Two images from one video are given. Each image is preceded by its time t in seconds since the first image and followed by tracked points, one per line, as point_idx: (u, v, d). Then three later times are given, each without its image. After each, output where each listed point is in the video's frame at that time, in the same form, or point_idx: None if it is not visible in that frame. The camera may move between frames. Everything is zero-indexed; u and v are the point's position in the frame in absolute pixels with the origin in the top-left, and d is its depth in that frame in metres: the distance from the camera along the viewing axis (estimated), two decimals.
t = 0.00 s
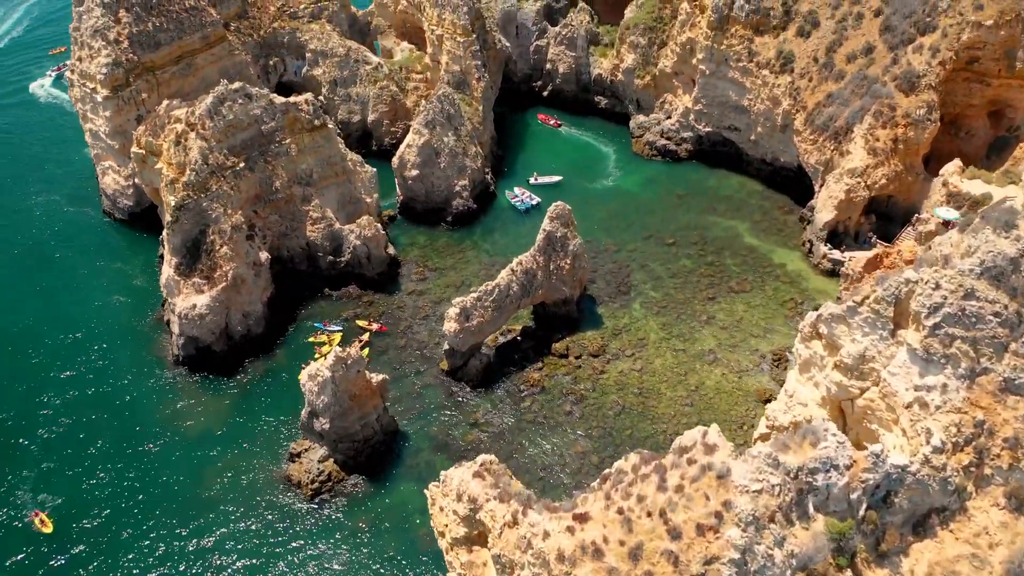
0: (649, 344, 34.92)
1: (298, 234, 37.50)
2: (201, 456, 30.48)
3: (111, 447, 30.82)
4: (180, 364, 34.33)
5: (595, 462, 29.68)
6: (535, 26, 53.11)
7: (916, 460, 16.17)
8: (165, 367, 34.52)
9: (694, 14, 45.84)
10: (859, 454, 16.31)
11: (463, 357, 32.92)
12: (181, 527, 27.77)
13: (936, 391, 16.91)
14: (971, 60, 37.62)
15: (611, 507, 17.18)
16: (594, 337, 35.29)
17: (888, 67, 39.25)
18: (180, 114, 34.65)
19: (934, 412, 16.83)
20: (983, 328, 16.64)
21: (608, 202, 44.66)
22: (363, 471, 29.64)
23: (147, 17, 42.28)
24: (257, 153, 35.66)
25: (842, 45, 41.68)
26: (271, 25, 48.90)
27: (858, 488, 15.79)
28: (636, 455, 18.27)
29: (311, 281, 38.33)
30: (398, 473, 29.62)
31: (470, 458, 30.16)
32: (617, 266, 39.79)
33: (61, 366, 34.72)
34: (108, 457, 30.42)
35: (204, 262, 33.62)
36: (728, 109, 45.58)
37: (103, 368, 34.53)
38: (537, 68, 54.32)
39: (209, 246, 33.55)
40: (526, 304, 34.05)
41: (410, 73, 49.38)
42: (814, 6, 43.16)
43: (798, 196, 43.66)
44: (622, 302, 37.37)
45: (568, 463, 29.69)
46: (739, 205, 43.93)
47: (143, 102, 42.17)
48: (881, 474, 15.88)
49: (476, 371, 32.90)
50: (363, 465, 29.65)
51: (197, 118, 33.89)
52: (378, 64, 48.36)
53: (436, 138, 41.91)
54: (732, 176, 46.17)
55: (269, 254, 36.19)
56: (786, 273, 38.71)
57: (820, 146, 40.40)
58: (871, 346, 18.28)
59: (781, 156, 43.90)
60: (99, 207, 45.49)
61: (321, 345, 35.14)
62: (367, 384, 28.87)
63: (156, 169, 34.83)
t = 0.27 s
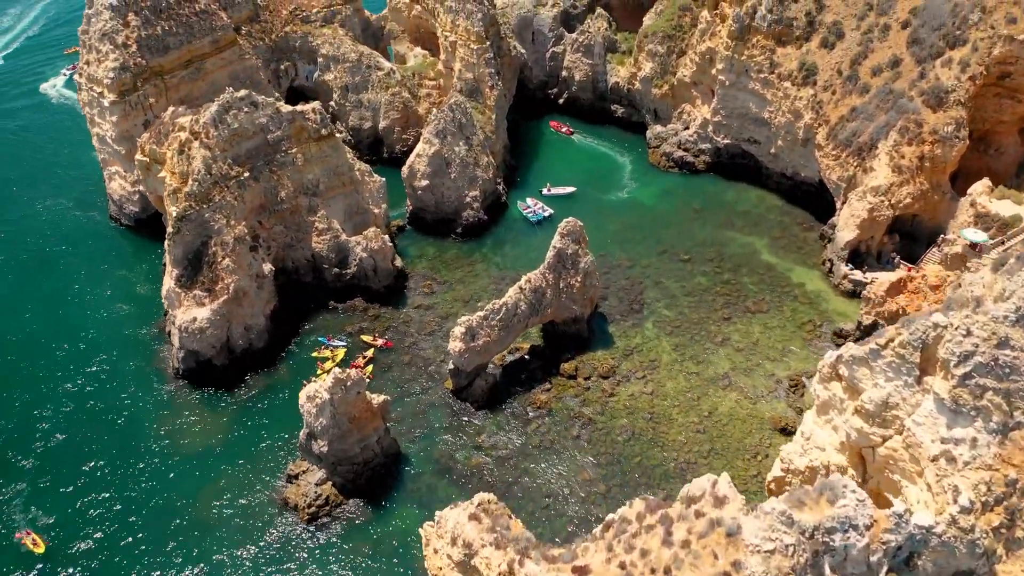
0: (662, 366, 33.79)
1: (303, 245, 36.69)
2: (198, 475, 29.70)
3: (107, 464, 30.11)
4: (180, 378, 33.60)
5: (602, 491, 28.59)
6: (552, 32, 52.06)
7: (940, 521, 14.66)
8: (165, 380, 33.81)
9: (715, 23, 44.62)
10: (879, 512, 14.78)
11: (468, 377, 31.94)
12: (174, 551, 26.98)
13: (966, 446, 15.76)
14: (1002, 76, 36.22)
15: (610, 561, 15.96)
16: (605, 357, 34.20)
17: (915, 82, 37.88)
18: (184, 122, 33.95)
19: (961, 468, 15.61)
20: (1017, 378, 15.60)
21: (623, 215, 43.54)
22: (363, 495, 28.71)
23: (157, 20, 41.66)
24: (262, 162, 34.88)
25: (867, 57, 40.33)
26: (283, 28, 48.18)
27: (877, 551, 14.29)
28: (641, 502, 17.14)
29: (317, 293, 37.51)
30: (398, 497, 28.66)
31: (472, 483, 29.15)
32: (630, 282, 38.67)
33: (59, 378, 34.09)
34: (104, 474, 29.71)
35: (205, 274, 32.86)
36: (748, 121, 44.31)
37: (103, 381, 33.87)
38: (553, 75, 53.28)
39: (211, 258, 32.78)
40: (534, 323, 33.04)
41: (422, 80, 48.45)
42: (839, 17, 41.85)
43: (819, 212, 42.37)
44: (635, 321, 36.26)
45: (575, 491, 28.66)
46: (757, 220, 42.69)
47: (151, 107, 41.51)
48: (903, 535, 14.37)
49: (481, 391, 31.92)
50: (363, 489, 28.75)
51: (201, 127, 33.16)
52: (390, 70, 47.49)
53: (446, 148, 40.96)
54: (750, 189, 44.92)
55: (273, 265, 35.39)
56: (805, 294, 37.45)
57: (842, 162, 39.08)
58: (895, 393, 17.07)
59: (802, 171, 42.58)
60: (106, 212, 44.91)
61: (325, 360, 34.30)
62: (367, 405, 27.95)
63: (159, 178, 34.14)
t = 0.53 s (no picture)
0: (673, 390, 32.65)
1: (308, 258, 35.83)
2: (192, 495, 28.89)
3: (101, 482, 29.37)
4: (179, 392, 32.84)
5: (607, 523, 27.51)
6: (568, 39, 50.96)
7: None
8: (164, 395, 33.04)
9: (735, 33, 43.33)
10: None
11: (473, 399, 30.94)
12: None
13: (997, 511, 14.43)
14: None
15: None
16: (614, 379, 33.09)
17: (943, 97, 36.47)
18: (187, 131, 33.20)
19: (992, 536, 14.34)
20: None
21: (637, 228, 42.38)
22: (360, 521, 27.76)
23: (165, 25, 40.99)
24: (266, 173, 34.06)
25: (892, 71, 38.93)
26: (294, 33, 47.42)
27: None
28: (644, 554, 15.77)
29: (321, 306, 36.67)
30: (396, 524, 27.68)
31: (473, 511, 28.12)
32: (642, 300, 37.52)
33: (57, 391, 33.43)
34: (98, 493, 28.98)
35: (205, 287, 32.05)
36: (767, 134, 43.00)
37: (101, 394, 33.18)
38: (569, 82, 52.19)
39: (211, 271, 31.97)
40: (542, 343, 32.03)
41: (434, 87, 47.49)
42: (864, 28, 40.49)
43: (839, 229, 41.07)
44: (646, 341, 35.12)
45: (580, 521, 27.62)
46: (775, 236, 41.43)
47: (157, 113, 40.83)
48: None
49: (486, 413, 30.91)
50: (361, 514, 27.81)
51: (204, 136, 32.39)
52: (402, 77, 46.59)
53: (457, 159, 40.00)
54: (769, 204, 43.65)
55: (275, 278, 34.56)
56: (824, 315, 36.17)
57: (865, 179, 37.70)
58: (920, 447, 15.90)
59: (823, 187, 41.25)
60: (112, 217, 44.30)
61: (327, 378, 33.41)
62: (366, 429, 27.02)
63: (161, 188, 33.41)
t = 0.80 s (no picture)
0: (684, 416, 31.51)
1: (311, 271, 34.98)
2: (185, 518, 28.09)
3: (93, 502, 28.63)
4: (176, 408, 32.06)
5: (612, 558, 26.43)
6: (584, 47, 49.88)
7: None
8: (161, 410, 32.27)
9: (756, 43, 42.01)
10: None
11: (476, 422, 29.94)
12: None
13: None
14: None
15: None
16: (623, 404, 31.97)
17: (972, 114, 35.02)
18: (189, 141, 32.44)
19: None
20: None
21: (650, 244, 41.22)
22: (357, 549, 26.85)
23: (172, 29, 40.29)
24: (269, 185, 33.24)
25: (918, 86, 37.49)
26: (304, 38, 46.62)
27: None
28: None
29: (324, 320, 35.81)
30: (393, 553, 26.73)
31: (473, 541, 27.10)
32: (654, 320, 36.37)
33: (55, 406, 32.72)
34: (89, 513, 28.24)
35: (204, 302, 31.23)
36: (787, 148, 41.68)
37: (97, 408, 32.47)
38: (584, 90, 51.07)
39: (210, 286, 31.15)
40: (549, 365, 30.99)
41: (446, 94, 46.50)
42: (890, 41, 39.13)
43: (860, 248, 39.78)
44: (658, 364, 33.96)
45: (583, 555, 26.55)
46: (793, 255, 40.17)
47: (163, 119, 40.12)
48: None
49: (489, 438, 29.88)
50: (357, 542, 26.90)
51: (205, 147, 31.61)
52: (413, 84, 45.65)
53: (466, 171, 39.03)
54: (788, 220, 42.36)
55: (277, 292, 33.71)
56: (843, 339, 34.85)
57: (888, 198, 36.33)
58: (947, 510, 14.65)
59: (844, 204, 39.91)
60: (117, 223, 43.69)
61: (327, 397, 32.52)
62: (363, 455, 26.09)
63: (162, 198, 32.69)
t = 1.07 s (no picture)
0: (693, 444, 30.33)
1: (313, 285, 34.11)
2: (175, 542, 27.27)
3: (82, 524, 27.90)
4: (172, 425, 31.28)
5: None
6: (599, 55, 48.76)
7: None
8: (156, 427, 31.49)
9: (776, 54, 40.68)
10: None
11: (477, 448, 28.90)
12: None
13: None
14: None
15: None
16: (631, 430, 30.84)
17: (1001, 133, 33.75)
18: (189, 152, 31.70)
19: None
20: None
21: (664, 260, 40.02)
22: None
23: (179, 34, 39.60)
24: (271, 197, 32.41)
25: (945, 101, 36.01)
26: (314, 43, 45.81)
27: None
28: None
29: (326, 335, 34.92)
30: None
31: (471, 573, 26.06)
32: (665, 341, 35.21)
33: (54, 421, 32.00)
34: (78, 535, 27.49)
35: (201, 317, 30.43)
36: (807, 164, 40.35)
37: (92, 424, 31.78)
38: (599, 99, 49.94)
39: (208, 301, 30.34)
40: (555, 390, 29.93)
41: (457, 102, 45.51)
42: (916, 54, 37.58)
43: (881, 269, 38.43)
44: (668, 387, 32.80)
45: None
46: (812, 274, 38.86)
47: (168, 126, 39.43)
48: None
49: (491, 464, 28.83)
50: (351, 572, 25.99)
51: (206, 158, 30.86)
52: (424, 91, 44.74)
53: (475, 183, 38.04)
54: (806, 237, 41.05)
55: (277, 307, 32.84)
56: (862, 365, 33.53)
57: (912, 219, 34.98)
58: None
59: (866, 222, 38.53)
60: (121, 229, 43.05)
61: (326, 417, 31.63)
62: (358, 483, 25.15)
63: (162, 209, 31.97)
